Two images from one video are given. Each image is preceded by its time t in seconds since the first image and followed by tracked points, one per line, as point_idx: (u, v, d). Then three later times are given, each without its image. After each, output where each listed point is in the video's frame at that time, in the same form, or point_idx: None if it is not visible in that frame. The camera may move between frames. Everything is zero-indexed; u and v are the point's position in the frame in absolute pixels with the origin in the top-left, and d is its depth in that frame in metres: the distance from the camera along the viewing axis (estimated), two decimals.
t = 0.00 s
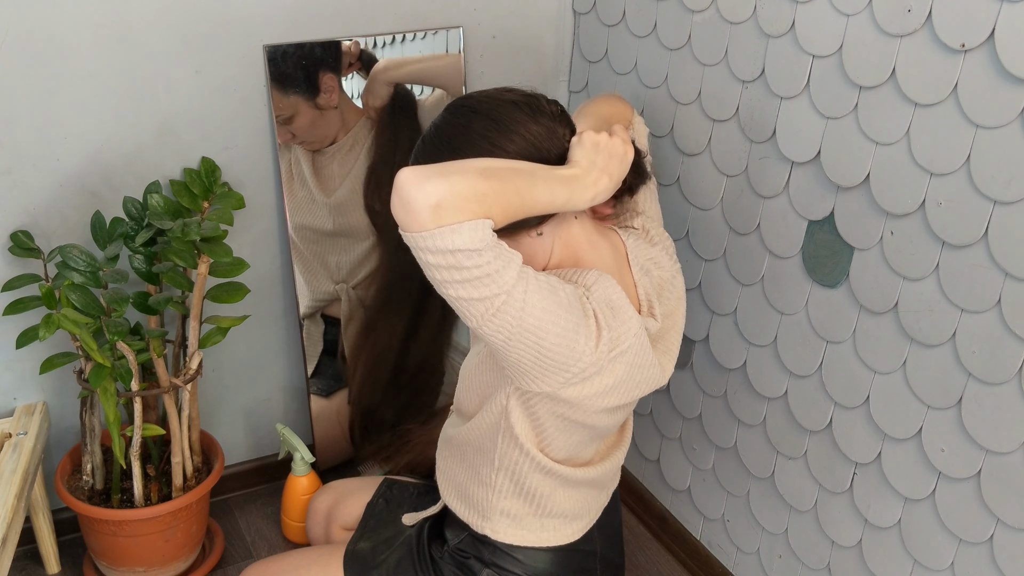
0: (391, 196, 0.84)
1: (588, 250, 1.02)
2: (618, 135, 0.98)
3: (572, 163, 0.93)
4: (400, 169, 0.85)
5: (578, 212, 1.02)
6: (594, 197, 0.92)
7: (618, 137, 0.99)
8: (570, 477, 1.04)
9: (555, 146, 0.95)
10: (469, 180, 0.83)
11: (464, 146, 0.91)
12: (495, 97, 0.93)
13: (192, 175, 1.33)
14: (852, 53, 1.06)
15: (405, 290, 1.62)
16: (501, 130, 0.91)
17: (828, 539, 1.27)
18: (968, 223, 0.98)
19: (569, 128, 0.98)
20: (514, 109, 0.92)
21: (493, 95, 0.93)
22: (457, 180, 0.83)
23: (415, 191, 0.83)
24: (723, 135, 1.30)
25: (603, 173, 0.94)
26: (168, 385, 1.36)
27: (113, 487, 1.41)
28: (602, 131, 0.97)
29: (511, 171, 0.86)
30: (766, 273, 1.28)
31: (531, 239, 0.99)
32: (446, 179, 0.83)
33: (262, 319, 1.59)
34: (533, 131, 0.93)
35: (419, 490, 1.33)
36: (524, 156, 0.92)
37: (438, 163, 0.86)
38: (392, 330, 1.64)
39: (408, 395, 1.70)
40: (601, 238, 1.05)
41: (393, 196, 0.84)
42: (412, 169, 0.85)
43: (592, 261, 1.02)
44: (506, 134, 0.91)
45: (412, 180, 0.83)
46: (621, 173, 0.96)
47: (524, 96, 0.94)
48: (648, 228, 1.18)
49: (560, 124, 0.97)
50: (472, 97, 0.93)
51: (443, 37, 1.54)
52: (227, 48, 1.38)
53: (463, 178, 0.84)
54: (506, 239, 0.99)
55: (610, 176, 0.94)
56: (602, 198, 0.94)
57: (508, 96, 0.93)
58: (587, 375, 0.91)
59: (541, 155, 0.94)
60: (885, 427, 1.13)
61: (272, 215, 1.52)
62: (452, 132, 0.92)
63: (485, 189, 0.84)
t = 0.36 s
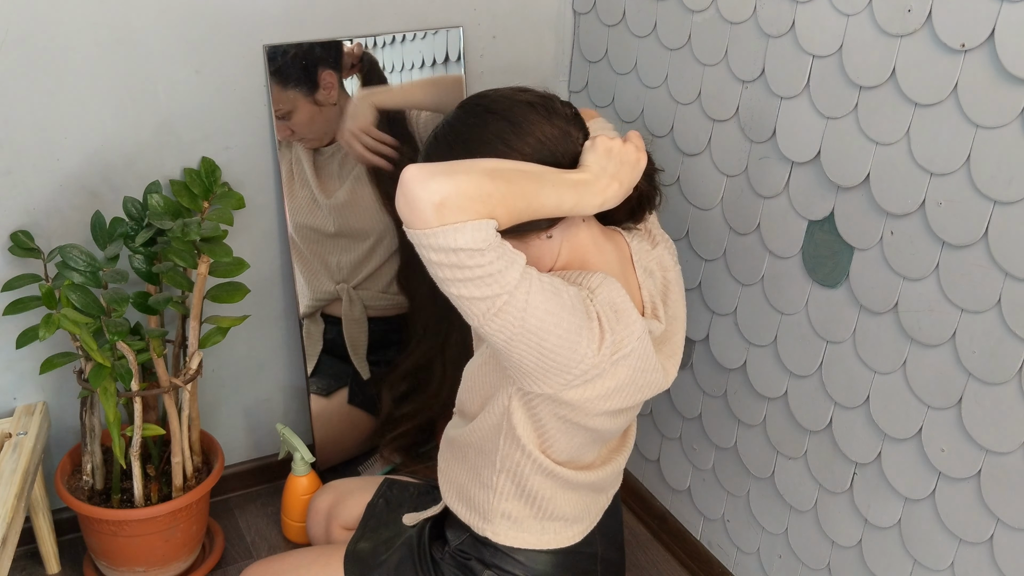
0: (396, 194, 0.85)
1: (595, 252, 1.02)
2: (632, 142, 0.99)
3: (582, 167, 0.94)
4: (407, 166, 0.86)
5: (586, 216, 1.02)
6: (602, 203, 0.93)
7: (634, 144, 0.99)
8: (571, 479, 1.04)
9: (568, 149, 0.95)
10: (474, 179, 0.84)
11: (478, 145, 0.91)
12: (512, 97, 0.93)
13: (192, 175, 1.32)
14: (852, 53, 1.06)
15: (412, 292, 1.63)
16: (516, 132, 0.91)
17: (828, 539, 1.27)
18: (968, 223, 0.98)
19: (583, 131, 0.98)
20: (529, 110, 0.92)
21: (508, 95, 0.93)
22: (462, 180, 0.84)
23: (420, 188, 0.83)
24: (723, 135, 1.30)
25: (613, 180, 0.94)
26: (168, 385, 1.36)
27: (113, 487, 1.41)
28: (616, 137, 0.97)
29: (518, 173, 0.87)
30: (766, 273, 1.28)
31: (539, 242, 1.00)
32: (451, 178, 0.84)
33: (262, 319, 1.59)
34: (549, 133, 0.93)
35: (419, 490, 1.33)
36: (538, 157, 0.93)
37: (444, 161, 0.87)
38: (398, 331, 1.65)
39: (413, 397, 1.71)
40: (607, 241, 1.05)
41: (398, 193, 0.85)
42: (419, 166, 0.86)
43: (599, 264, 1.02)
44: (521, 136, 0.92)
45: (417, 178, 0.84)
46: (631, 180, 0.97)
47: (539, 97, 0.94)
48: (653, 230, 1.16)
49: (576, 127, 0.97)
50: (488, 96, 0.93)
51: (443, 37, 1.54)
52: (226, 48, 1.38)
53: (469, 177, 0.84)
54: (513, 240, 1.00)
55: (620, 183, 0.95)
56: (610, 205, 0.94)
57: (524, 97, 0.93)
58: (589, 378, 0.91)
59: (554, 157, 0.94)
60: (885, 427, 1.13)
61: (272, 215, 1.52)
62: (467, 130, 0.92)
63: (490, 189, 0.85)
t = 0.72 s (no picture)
0: (392, 192, 0.85)
1: (585, 247, 1.01)
2: (613, 131, 0.98)
3: (569, 159, 0.94)
4: (402, 165, 0.85)
5: (574, 209, 1.02)
6: (592, 193, 0.93)
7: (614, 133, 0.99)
8: (570, 475, 1.04)
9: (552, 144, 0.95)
10: (471, 175, 0.84)
11: (463, 146, 0.91)
12: (492, 96, 0.93)
13: (192, 175, 1.32)
14: (852, 52, 1.06)
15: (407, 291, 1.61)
16: (500, 129, 0.91)
17: (828, 539, 1.27)
18: (968, 223, 0.98)
19: (564, 127, 0.98)
20: (511, 108, 0.92)
21: (488, 95, 0.93)
22: (459, 175, 0.84)
23: (418, 186, 0.83)
24: (723, 135, 1.30)
25: (601, 169, 0.94)
26: (168, 385, 1.36)
27: (113, 487, 1.41)
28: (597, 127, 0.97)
29: (512, 167, 0.86)
30: (766, 273, 1.28)
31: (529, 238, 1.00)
32: (448, 175, 0.84)
33: (262, 319, 1.59)
34: (532, 129, 0.93)
35: (419, 490, 1.32)
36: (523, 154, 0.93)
37: (440, 158, 0.86)
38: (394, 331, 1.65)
39: (410, 393, 1.71)
40: (597, 236, 1.04)
41: (395, 192, 0.85)
42: (414, 164, 0.85)
43: (590, 258, 1.01)
44: (505, 133, 0.91)
45: (414, 176, 0.84)
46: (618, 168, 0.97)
47: (519, 95, 0.94)
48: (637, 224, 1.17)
49: (557, 123, 0.97)
50: (468, 98, 0.93)
51: (443, 37, 1.54)
52: (226, 48, 1.38)
53: (465, 172, 0.84)
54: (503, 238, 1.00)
55: (609, 171, 0.95)
56: (600, 194, 0.94)
57: (504, 96, 0.93)
58: (587, 371, 0.91)
59: (540, 153, 0.94)
60: (885, 427, 1.13)
61: (272, 215, 1.52)
62: (450, 133, 0.91)
63: (487, 184, 0.84)
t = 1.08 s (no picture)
0: (382, 192, 0.85)
1: (580, 247, 1.02)
2: (606, 129, 0.98)
3: (562, 157, 0.94)
4: (392, 164, 0.85)
5: (569, 208, 1.02)
6: (585, 191, 0.93)
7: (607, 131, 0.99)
8: (567, 473, 1.04)
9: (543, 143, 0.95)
10: (460, 173, 0.84)
11: (453, 148, 0.91)
12: (482, 98, 0.93)
13: (192, 175, 1.32)
14: (852, 52, 1.06)
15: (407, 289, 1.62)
16: (490, 130, 0.91)
17: (828, 539, 1.27)
18: (969, 223, 0.98)
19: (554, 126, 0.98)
20: (501, 109, 0.92)
21: (478, 97, 0.93)
22: (448, 174, 0.84)
23: (407, 184, 0.83)
24: (723, 135, 1.30)
25: (594, 168, 0.94)
26: (168, 385, 1.36)
27: (113, 487, 1.41)
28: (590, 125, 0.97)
29: (502, 166, 0.87)
30: (766, 273, 1.28)
31: (523, 239, 1.00)
32: (437, 174, 0.84)
33: (262, 319, 1.59)
34: (522, 130, 0.93)
35: (419, 490, 1.32)
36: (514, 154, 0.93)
37: (430, 157, 0.86)
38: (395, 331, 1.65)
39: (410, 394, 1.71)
40: (593, 235, 1.05)
41: (385, 190, 0.85)
42: (404, 163, 0.85)
43: (585, 258, 1.02)
44: (496, 135, 0.91)
45: (403, 174, 0.84)
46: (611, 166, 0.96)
47: (509, 96, 0.94)
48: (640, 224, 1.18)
49: (547, 122, 0.97)
50: (458, 100, 0.93)
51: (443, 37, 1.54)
52: (226, 48, 1.38)
53: (454, 171, 0.84)
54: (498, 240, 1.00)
55: (601, 170, 0.94)
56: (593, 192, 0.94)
57: (494, 97, 0.93)
58: (582, 369, 0.91)
59: (531, 153, 0.94)
60: (885, 427, 1.13)
61: (272, 215, 1.52)
62: (439, 134, 0.92)
63: (476, 182, 0.84)
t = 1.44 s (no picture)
0: (384, 204, 0.84)
1: (579, 250, 1.02)
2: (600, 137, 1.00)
3: (560, 166, 0.94)
4: (394, 175, 0.84)
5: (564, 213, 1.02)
6: (581, 199, 0.94)
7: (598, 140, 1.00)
8: (567, 478, 1.04)
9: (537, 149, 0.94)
10: (464, 184, 0.83)
11: (449, 159, 0.90)
12: (474, 107, 0.92)
13: (192, 175, 1.33)
14: (852, 52, 1.06)
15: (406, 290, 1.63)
16: (485, 140, 0.90)
17: (828, 539, 1.27)
18: (968, 223, 0.98)
19: (548, 132, 0.98)
20: (495, 117, 0.91)
21: (471, 106, 0.92)
22: (451, 184, 0.83)
23: (410, 196, 0.82)
24: (723, 135, 1.30)
25: (590, 178, 0.95)
26: (168, 385, 1.36)
27: (113, 487, 1.41)
28: (586, 134, 0.98)
29: (504, 175, 0.86)
30: (766, 273, 1.28)
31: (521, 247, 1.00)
32: (441, 184, 0.83)
33: (262, 319, 1.59)
34: (518, 137, 0.92)
35: (419, 490, 1.32)
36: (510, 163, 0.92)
37: (432, 167, 0.86)
38: (393, 330, 1.65)
39: (410, 393, 1.72)
40: (590, 237, 1.05)
41: (387, 201, 0.84)
42: (405, 174, 0.85)
43: (584, 261, 1.02)
44: (491, 144, 0.90)
45: (405, 186, 0.83)
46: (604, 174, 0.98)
47: (502, 104, 0.93)
48: (635, 224, 1.18)
49: (541, 129, 0.96)
50: (451, 110, 0.92)
51: (443, 38, 1.54)
52: (226, 48, 1.38)
53: (457, 181, 0.83)
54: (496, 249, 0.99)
55: (596, 180, 0.96)
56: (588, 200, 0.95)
57: (486, 106, 0.92)
58: (585, 375, 0.92)
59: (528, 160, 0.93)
60: (885, 427, 1.13)
61: (272, 215, 1.52)
62: (433, 146, 0.90)
63: (479, 193, 0.83)
